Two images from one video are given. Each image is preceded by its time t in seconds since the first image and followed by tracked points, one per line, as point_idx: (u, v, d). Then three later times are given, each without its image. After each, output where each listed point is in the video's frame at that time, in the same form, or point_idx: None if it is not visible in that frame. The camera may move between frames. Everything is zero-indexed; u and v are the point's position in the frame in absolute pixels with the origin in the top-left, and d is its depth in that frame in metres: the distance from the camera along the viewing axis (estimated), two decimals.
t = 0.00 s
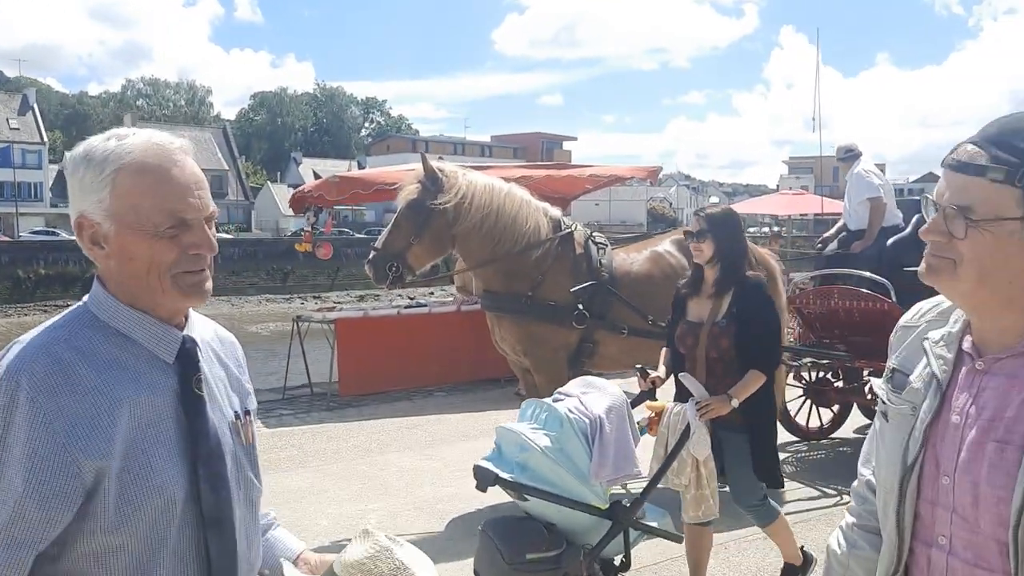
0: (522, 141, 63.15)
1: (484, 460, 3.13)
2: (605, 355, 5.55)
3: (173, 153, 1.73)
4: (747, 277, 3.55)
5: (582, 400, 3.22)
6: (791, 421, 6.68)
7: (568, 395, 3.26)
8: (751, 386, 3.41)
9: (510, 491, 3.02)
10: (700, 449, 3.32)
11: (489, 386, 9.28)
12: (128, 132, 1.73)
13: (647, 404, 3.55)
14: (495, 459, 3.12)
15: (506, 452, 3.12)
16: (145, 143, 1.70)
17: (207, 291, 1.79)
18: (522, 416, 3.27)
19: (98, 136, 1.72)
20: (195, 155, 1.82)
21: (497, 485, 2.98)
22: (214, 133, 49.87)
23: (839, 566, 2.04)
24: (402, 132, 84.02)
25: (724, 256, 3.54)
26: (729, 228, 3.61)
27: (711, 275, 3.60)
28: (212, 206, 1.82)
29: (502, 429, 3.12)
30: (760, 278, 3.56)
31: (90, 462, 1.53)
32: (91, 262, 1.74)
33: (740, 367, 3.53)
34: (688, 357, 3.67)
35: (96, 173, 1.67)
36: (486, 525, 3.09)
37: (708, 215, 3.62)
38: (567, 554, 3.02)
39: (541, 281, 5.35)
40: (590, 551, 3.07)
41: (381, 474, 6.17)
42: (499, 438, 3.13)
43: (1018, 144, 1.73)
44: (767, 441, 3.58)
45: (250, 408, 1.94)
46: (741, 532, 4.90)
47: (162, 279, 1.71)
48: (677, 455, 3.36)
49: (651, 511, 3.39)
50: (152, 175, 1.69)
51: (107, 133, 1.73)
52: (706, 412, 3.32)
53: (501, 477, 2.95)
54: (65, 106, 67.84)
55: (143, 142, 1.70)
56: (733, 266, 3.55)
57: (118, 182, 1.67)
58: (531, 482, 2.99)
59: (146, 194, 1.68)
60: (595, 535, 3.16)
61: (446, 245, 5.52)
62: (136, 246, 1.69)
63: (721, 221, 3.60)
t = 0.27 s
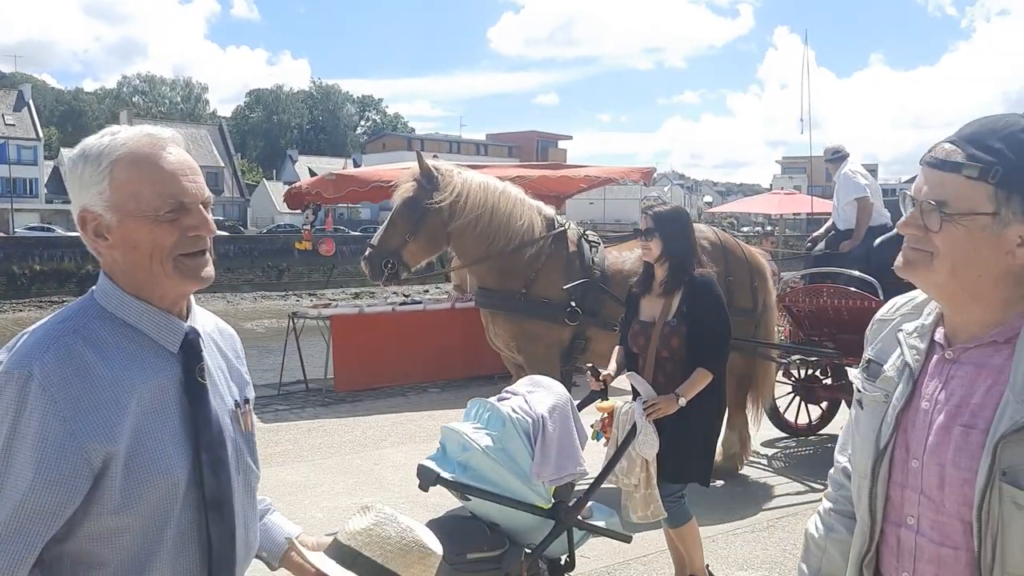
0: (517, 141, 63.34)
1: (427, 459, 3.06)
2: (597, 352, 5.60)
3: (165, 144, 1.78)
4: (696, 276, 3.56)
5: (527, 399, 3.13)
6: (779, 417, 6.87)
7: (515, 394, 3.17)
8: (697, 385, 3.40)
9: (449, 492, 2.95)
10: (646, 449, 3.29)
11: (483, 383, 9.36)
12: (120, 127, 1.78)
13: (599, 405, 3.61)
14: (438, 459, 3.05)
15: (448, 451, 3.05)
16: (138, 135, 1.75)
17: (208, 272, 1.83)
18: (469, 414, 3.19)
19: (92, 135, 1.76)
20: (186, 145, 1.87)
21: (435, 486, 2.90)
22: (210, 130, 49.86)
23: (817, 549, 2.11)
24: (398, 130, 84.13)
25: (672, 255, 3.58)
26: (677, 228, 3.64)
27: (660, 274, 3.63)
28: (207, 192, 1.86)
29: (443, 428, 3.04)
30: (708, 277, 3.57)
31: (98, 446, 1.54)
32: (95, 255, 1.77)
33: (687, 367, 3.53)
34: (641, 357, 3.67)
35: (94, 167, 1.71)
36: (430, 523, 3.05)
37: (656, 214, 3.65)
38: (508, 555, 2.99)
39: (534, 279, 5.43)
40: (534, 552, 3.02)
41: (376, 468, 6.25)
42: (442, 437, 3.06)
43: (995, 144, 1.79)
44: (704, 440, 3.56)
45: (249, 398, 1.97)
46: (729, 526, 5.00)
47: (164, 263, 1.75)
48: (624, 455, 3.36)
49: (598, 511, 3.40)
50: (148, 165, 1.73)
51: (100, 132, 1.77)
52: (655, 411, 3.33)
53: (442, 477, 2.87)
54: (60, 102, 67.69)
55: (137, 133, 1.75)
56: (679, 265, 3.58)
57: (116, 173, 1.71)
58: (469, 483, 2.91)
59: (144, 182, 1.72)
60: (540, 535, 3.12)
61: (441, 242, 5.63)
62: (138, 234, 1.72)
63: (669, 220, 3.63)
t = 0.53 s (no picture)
0: (514, 140, 63.46)
1: (373, 459, 3.05)
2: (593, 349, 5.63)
3: (171, 140, 1.82)
4: (648, 282, 3.55)
5: (473, 399, 3.13)
6: (774, 415, 6.86)
7: (463, 393, 3.17)
8: (650, 390, 3.38)
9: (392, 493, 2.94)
10: (594, 449, 3.26)
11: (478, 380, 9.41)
12: (126, 124, 1.82)
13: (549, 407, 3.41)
14: (383, 459, 3.04)
15: (392, 452, 3.04)
16: (146, 131, 1.79)
17: (214, 261, 1.87)
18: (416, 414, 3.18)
19: (100, 132, 1.80)
20: (190, 141, 1.91)
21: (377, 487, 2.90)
22: (206, 127, 49.84)
23: (814, 533, 2.16)
24: (394, 128, 84.11)
25: (626, 261, 3.57)
26: (633, 232, 3.62)
27: (616, 279, 3.61)
28: (212, 186, 1.90)
29: (389, 428, 3.03)
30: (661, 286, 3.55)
31: (107, 430, 1.59)
32: (103, 248, 1.80)
33: (633, 374, 3.48)
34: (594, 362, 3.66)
35: (103, 162, 1.75)
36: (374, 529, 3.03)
37: (613, 218, 3.63)
38: (450, 556, 2.97)
39: (530, 276, 5.45)
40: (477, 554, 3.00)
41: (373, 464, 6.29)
42: (387, 438, 3.05)
43: (984, 144, 1.85)
44: (660, 445, 3.54)
45: (251, 387, 2.01)
46: (722, 521, 5.05)
47: (173, 253, 1.79)
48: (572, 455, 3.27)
49: (549, 512, 3.37)
50: (154, 160, 1.77)
51: (108, 129, 1.81)
52: (603, 411, 3.29)
53: (383, 478, 2.86)
54: (54, 99, 67.57)
55: (144, 129, 1.79)
56: (633, 269, 3.56)
57: (125, 168, 1.75)
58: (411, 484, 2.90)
59: (152, 175, 1.76)
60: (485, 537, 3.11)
61: (438, 239, 5.68)
62: (147, 225, 1.76)
63: (625, 225, 3.60)
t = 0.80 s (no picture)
0: (512, 136, 63.40)
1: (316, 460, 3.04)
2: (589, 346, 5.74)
3: (178, 132, 1.84)
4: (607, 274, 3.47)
5: (419, 400, 3.15)
6: (771, 411, 6.89)
7: (410, 394, 3.21)
8: (604, 386, 3.32)
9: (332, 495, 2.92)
10: (543, 449, 3.29)
11: (476, 376, 9.43)
12: (134, 119, 1.84)
13: (502, 403, 3.50)
14: (326, 460, 3.02)
15: (335, 453, 3.02)
16: (154, 124, 1.81)
17: (222, 251, 1.90)
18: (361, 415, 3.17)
19: (107, 126, 1.81)
20: (196, 136, 1.94)
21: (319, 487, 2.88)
22: (203, 124, 49.78)
23: (810, 522, 2.19)
24: (391, 126, 84.04)
25: (589, 253, 3.48)
26: (595, 223, 3.52)
27: (577, 269, 3.53)
28: (219, 179, 1.93)
29: (333, 429, 3.02)
30: (621, 280, 3.46)
31: (116, 418, 1.60)
32: (114, 239, 1.80)
33: (588, 368, 3.43)
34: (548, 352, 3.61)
35: (116, 154, 1.76)
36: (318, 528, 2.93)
37: (577, 207, 3.53)
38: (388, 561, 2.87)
39: (527, 272, 5.39)
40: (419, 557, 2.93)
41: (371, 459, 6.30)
42: (331, 439, 3.03)
43: (978, 142, 1.87)
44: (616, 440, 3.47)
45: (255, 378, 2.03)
46: (718, 516, 5.08)
47: (187, 243, 1.81)
48: (522, 455, 3.33)
49: (499, 514, 3.33)
50: (166, 151, 1.79)
51: (115, 124, 1.83)
52: (554, 411, 3.27)
53: (323, 479, 2.86)
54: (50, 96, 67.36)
55: (152, 123, 1.81)
56: (595, 262, 3.48)
57: (139, 159, 1.76)
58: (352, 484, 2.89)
59: (166, 165, 1.78)
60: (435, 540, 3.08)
61: (437, 235, 5.70)
62: (161, 215, 1.78)
63: (588, 215, 3.51)
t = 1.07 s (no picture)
0: (507, 134, 63.42)
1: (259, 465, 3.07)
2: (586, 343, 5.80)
3: (172, 128, 1.86)
4: (565, 273, 3.46)
5: (363, 403, 3.21)
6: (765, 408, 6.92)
7: (357, 397, 3.27)
8: (556, 388, 3.30)
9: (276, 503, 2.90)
10: (492, 454, 3.28)
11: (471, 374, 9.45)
12: (128, 115, 1.86)
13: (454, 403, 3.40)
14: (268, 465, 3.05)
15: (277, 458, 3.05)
16: (148, 120, 1.83)
17: (223, 243, 1.92)
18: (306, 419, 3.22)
19: (102, 124, 1.83)
20: (190, 130, 1.96)
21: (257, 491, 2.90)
22: (198, 122, 49.70)
23: (805, 517, 2.21)
24: (386, 124, 83.97)
25: (551, 253, 3.47)
26: (555, 223, 3.52)
27: (537, 269, 3.50)
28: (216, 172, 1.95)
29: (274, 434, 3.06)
30: (581, 279, 3.47)
31: (122, 414, 1.63)
32: (115, 237, 1.82)
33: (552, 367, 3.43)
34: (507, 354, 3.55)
35: (114, 151, 1.78)
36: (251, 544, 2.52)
37: (538, 205, 3.51)
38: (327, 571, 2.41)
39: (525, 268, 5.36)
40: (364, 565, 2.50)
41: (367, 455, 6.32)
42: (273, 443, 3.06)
43: (977, 138, 1.90)
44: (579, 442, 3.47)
45: (256, 373, 2.05)
46: (713, 513, 5.11)
47: (189, 235, 1.83)
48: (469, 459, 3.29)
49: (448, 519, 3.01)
50: (162, 145, 1.81)
51: (109, 122, 1.84)
52: (504, 414, 3.28)
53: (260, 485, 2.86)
54: (44, 92, 67.13)
55: (147, 119, 1.83)
56: (555, 262, 3.48)
57: (137, 155, 1.78)
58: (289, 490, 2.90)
59: (163, 160, 1.80)
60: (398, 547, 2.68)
61: (434, 233, 5.72)
62: (161, 209, 1.80)
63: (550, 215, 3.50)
